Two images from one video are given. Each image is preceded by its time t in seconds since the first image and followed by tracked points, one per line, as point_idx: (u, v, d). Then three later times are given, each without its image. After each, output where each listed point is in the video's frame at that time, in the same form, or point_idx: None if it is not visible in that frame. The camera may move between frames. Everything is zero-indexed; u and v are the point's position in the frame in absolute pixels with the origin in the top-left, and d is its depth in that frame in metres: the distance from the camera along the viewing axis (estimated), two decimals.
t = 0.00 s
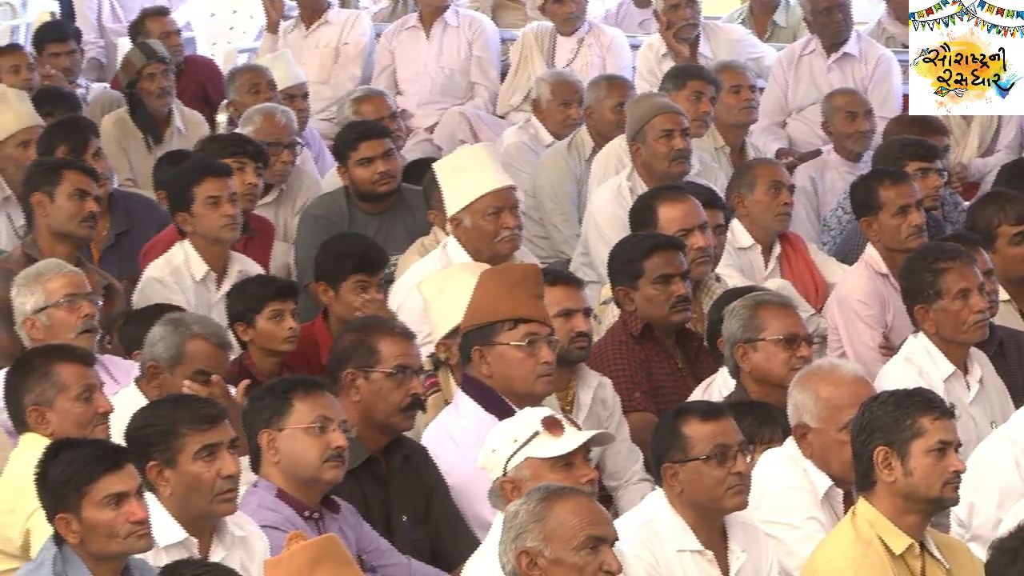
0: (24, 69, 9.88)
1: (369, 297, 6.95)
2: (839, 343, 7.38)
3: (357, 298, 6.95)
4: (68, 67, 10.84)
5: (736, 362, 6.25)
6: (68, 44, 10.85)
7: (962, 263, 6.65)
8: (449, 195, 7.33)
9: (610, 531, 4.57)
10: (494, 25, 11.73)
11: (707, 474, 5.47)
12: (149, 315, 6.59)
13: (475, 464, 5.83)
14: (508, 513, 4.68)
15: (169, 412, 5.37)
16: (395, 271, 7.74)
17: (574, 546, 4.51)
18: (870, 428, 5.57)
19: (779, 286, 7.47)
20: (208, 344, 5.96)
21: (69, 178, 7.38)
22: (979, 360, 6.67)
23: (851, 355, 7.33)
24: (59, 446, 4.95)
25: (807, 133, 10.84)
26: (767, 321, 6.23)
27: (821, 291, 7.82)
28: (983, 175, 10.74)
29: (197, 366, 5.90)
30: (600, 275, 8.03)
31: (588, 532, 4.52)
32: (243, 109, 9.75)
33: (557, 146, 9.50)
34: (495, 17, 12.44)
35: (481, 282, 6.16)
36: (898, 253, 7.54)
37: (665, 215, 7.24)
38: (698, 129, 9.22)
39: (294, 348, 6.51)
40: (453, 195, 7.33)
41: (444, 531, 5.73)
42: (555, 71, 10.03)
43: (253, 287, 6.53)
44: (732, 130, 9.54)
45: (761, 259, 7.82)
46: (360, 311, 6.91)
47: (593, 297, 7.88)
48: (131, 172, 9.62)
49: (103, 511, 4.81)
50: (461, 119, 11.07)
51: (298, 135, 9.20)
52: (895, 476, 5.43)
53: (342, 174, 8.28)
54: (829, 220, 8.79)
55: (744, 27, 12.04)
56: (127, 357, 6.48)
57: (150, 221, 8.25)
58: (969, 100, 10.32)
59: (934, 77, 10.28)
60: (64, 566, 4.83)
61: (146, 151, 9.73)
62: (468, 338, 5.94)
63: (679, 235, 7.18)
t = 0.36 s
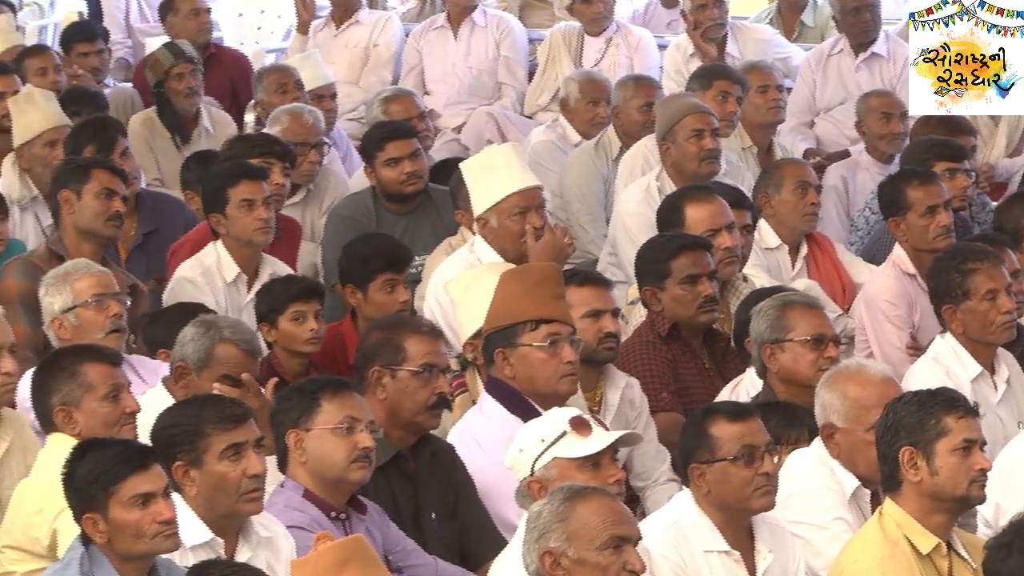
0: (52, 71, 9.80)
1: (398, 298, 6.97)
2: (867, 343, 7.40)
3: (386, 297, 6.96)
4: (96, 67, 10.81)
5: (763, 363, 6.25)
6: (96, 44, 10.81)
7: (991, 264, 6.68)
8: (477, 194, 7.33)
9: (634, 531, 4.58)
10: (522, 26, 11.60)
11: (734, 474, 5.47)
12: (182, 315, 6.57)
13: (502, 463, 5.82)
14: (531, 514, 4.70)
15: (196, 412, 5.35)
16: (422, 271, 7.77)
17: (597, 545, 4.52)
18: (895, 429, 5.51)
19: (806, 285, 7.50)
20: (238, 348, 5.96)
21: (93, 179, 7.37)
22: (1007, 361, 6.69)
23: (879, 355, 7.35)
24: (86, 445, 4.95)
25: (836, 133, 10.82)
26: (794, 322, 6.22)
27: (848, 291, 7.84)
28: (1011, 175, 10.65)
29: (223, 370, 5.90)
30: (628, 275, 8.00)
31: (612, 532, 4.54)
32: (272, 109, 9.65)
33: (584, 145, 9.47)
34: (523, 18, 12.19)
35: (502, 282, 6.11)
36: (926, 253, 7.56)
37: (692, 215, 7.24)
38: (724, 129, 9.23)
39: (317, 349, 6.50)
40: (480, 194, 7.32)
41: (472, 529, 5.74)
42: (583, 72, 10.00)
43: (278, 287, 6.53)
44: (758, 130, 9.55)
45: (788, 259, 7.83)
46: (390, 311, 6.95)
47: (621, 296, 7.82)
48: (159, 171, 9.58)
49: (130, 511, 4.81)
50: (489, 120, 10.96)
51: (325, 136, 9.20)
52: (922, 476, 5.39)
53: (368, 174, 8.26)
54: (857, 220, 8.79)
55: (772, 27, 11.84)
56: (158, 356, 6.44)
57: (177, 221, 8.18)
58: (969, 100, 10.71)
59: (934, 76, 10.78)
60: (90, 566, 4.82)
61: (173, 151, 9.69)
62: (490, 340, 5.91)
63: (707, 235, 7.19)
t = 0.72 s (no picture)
0: (69, 74, 9.66)
1: (432, 289, 6.94)
2: (887, 343, 7.43)
3: (420, 290, 6.94)
4: (118, 67, 10.55)
5: (784, 363, 6.26)
6: (116, 44, 10.58)
7: (1012, 265, 6.72)
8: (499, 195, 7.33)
9: (658, 531, 4.58)
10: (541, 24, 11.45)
11: (754, 475, 5.45)
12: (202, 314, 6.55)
13: (522, 463, 5.82)
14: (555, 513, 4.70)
15: (218, 412, 5.33)
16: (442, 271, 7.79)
17: (621, 546, 4.52)
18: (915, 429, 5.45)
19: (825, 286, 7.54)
20: (258, 347, 5.97)
21: (106, 177, 7.37)
22: None
23: (899, 355, 7.38)
24: (106, 445, 4.96)
25: (857, 133, 10.77)
26: (816, 322, 6.24)
27: (868, 291, 7.85)
28: None
29: (243, 370, 5.92)
30: (648, 275, 7.96)
31: (637, 533, 4.54)
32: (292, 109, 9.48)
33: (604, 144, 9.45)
34: (543, 17, 12.07)
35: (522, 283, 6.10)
36: (946, 254, 7.57)
37: (712, 215, 7.26)
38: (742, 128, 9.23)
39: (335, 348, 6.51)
40: (501, 195, 7.32)
41: (491, 527, 5.73)
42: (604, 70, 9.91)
43: (296, 287, 6.52)
44: (778, 131, 9.53)
45: (809, 260, 7.83)
46: (425, 304, 6.92)
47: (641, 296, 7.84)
48: (178, 170, 9.51)
49: (150, 511, 4.81)
50: (509, 119, 10.87)
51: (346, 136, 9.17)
52: (942, 476, 5.34)
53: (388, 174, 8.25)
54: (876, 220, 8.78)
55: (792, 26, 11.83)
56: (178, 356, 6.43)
57: (197, 222, 8.09)
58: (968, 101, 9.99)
59: (932, 77, 10.39)
60: (110, 565, 4.83)
61: (194, 151, 9.56)
62: (511, 340, 5.91)
63: (727, 235, 7.22)
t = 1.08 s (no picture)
0: (91, 70, 9.63)
1: (468, 282, 6.94)
2: (906, 344, 7.44)
3: (456, 284, 6.94)
4: (135, 67, 10.46)
5: (803, 363, 6.28)
6: (135, 44, 10.47)
7: None
8: (517, 197, 7.34)
9: (679, 535, 4.56)
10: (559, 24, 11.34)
11: (773, 475, 5.44)
12: (217, 314, 6.51)
13: (541, 464, 5.80)
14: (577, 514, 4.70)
15: (236, 413, 5.30)
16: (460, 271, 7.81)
17: (642, 549, 4.51)
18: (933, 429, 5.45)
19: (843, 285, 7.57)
20: (278, 350, 5.97)
21: (114, 178, 7.30)
22: None
23: (917, 356, 7.40)
24: (124, 445, 4.95)
25: (876, 133, 10.71)
26: (835, 322, 6.25)
27: (886, 291, 7.85)
28: None
29: (264, 373, 5.91)
30: (667, 276, 8.01)
31: (656, 536, 4.53)
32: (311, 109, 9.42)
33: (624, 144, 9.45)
34: (561, 18, 11.88)
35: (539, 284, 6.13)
36: (965, 254, 7.58)
37: (731, 215, 7.31)
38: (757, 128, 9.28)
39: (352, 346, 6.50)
40: (519, 197, 7.34)
41: (511, 527, 5.71)
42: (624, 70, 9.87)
43: (312, 287, 6.53)
44: (797, 131, 9.24)
45: (827, 260, 7.85)
46: (462, 298, 6.93)
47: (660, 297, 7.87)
48: (197, 171, 9.30)
49: (168, 511, 4.81)
50: (527, 119, 10.72)
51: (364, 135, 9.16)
52: (961, 476, 5.32)
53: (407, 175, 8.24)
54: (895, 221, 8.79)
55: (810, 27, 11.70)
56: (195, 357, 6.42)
57: (216, 223, 7.95)
58: (969, 101, 9.98)
59: (933, 76, 10.48)
60: (128, 566, 4.83)
61: (214, 149, 9.37)
62: (529, 340, 5.92)
63: (746, 235, 7.26)
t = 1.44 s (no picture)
0: (128, 72, 9.64)
1: (486, 280, 6.91)
2: (942, 344, 7.47)
3: (472, 282, 6.91)
4: (171, 67, 10.45)
5: (839, 362, 6.30)
6: (170, 44, 10.45)
7: None
8: (551, 198, 7.34)
9: (715, 535, 4.56)
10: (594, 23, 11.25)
11: (810, 475, 5.43)
12: (250, 314, 6.53)
13: (576, 463, 5.83)
14: (613, 514, 4.68)
15: (269, 413, 5.30)
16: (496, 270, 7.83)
17: (678, 549, 4.49)
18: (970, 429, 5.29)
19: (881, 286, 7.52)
20: (318, 355, 5.96)
21: (140, 180, 7.30)
22: None
23: (953, 355, 7.43)
24: (160, 445, 4.96)
25: (911, 133, 10.61)
26: (871, 322, 6.26)
27: (922, 291, 7.84)
28: None
29: (303, 376, 5.90)
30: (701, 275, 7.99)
31: (694, 536, 4.52)
32: (346, 108, 9.44)
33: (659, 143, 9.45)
34: (596, 18, 11.79)
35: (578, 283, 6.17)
36: (1001, 253, 7.61)
37: (767, 214, 7.34)
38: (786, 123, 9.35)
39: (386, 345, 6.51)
40: (554, 198, 7.33)
41: (548, 529, 5.69)
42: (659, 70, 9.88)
43: (346, 286, 6.54)
44: (833, 131, 9.23)
45: (863, 259, 7.82)
46: (478, 296, 6.90)
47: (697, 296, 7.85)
48: (233, 171, 9.31)
49: (204, 510, 4.81)
50: (563, 119, 10.74)
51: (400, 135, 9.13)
52: (997, 477, 5.15)
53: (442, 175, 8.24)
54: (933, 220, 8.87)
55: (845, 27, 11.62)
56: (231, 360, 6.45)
57: (252, 221, 7.94)
58: (969, 100, 9.82)
59: (934, 77, 10.64)
60: (164, 565, 4.82)
61: (249, 151, 9.35)
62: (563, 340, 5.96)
63: (782, 235, 7.31)
